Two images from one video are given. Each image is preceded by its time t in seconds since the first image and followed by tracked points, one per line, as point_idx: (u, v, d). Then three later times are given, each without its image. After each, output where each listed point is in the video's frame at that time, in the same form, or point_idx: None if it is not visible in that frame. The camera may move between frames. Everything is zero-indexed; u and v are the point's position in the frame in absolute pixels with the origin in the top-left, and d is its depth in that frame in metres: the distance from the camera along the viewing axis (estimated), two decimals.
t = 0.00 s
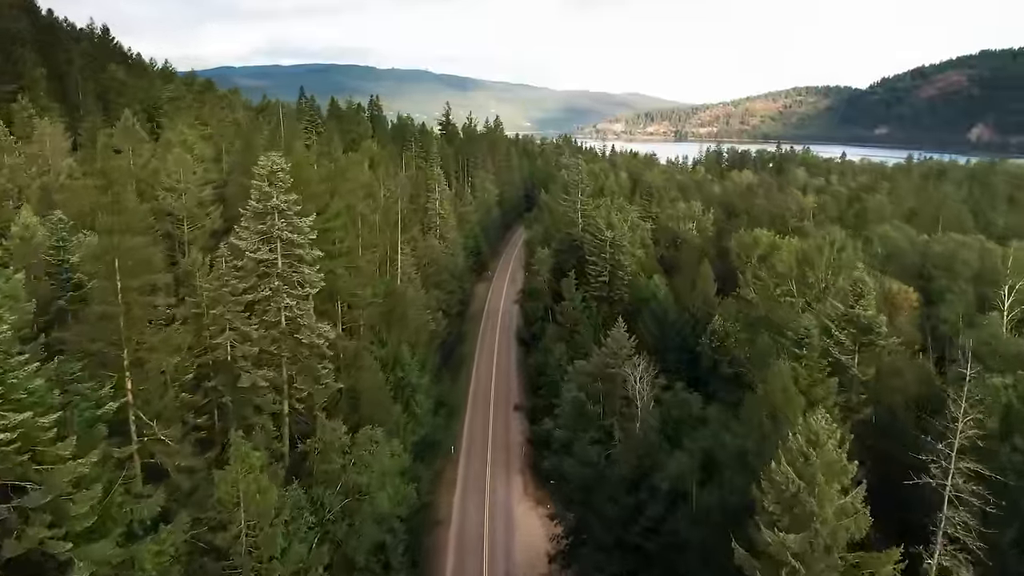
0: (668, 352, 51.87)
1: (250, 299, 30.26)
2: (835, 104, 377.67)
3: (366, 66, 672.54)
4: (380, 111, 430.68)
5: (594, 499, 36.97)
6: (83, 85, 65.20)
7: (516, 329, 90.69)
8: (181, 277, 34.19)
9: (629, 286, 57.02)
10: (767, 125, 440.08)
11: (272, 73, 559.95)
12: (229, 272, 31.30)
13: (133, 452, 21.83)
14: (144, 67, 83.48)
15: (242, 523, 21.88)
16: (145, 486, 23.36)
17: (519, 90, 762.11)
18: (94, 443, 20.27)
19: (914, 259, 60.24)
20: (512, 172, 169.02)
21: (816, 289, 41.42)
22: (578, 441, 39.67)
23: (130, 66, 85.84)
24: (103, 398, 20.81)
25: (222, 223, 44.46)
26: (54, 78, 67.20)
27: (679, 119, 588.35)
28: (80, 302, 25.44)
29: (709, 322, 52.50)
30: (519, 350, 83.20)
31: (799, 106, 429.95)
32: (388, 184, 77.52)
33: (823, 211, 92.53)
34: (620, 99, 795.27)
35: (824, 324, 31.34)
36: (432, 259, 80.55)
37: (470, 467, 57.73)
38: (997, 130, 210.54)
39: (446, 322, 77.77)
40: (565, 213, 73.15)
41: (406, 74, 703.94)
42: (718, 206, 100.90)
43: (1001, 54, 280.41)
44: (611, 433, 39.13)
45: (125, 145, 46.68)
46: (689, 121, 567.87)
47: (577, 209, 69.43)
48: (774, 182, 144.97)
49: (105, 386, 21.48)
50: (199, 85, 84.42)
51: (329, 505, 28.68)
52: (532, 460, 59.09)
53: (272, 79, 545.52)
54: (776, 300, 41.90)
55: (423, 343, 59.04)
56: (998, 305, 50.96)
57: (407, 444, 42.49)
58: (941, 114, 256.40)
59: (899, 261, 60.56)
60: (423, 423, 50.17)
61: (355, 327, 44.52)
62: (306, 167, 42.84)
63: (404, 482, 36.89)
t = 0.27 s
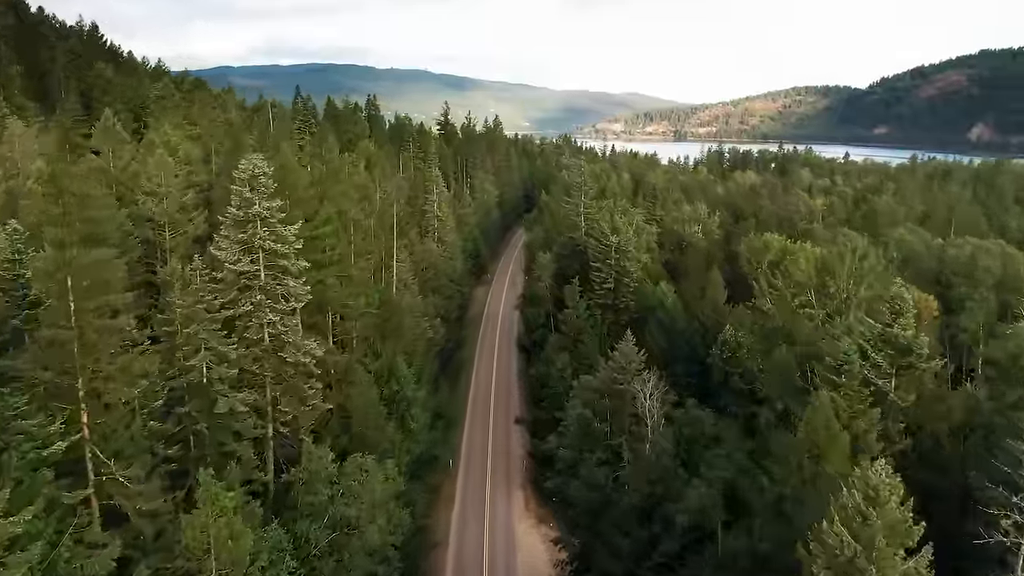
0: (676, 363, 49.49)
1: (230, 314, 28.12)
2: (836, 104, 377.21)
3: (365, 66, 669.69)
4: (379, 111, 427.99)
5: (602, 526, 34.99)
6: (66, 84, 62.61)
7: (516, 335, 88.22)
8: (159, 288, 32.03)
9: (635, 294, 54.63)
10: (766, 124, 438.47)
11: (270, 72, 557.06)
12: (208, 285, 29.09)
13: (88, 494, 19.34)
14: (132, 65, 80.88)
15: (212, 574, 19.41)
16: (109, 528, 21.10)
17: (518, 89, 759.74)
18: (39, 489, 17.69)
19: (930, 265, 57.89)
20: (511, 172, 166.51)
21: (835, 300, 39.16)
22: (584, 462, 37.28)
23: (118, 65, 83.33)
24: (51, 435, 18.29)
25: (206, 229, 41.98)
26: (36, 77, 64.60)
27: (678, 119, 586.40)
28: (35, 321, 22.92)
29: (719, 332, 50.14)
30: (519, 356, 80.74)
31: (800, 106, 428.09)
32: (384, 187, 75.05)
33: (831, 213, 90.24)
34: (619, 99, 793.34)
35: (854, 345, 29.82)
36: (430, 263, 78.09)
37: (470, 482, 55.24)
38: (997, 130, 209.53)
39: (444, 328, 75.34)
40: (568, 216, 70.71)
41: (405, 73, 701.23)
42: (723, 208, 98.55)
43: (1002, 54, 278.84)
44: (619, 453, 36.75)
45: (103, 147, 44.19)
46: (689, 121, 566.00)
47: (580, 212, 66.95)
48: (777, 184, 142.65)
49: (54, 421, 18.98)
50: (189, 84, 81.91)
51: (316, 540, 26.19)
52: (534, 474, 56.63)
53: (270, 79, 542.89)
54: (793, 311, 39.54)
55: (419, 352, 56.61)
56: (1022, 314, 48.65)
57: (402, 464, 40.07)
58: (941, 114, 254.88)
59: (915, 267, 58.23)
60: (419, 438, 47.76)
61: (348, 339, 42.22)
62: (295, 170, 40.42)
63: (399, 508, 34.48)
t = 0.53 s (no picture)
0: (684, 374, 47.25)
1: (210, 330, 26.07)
2: (836, 104, 375.92)
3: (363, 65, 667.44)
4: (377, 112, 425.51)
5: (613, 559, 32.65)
6: (50, 82, 60.41)
7: (516, 340, 86.03)
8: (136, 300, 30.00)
9: (640, 301, 52.56)
10: (765, 124, 436.95)
11: (268, 72, 554.43)
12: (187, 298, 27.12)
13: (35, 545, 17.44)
14: (122, 64, 78.71)
15: None
16: None
17: (517, 89, 758.05)
18: None
19: (946, 270, 55.92)
20: (510, 173, 164.31)
21: (855, 312, 37.12)
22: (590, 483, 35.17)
23: (107, 63, 81.13)
24: None
25: (191, 235, 39.84)
26: (20, 75, 62.43)
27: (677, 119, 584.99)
28: None
29: (729, 341, 48.08)
30: (519, 363, 78.57)
31: (799, 106, 426.71)
32: (380, 189, 72.92)
33: (838, 215, 88.30)
34: (618, 99, 791.96)
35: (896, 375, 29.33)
36: (428, 267, 75.96)
37: (469, 496, 53.03)
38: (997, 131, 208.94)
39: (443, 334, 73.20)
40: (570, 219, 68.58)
41: (404, 73, 698.45)
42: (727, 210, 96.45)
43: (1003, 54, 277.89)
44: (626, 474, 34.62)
45: (84, 148, 42.04)
46: (688, 121, 564.69)
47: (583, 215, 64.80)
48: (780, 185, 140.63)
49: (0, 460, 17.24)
50: (180, 83, 79.73)
51: None
52: (535, 488, 54.41)
53: (268, 79, 540.28)
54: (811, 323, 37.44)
55: (416, 361, 54.50)
56: None
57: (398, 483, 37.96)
58: (940, 114, 253.93)
59: (930, 272, 56.24)
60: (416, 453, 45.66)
61: (341, 351, 40.11)
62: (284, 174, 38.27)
63: (394, 534, 32.32)
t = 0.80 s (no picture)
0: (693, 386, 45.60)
1: (187, 348, 24.02)
2: (836, 104, 374.45)
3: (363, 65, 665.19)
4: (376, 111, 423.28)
5: None
6: (33, 81, 58.29)
7: (517, 346, 84.03)
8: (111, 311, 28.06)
9: (646, 308, 50.56)
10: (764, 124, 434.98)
11: (266, 72, 552.03)
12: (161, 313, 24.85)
13: None
14: (111, 63, 76.61)
15: None
16: None
17: (516, 89, 756.03)
18: None
19: (963, 275, 53.90)
20: (510, 174, 162.23)
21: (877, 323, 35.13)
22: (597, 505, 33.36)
23: (96, 62, 79.02)
24: None
25: (175, 241, 37.77)
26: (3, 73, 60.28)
27: (677, 119, 583.40)
28: None
29: (740, 351, 46.15)
30: (520, 369, 76.56)
31: (800, 106, 425.14)
32: (377, 190, 70.85)
33: (846, 217, 86.41)
34: (618, 99, 789.93)
35: (946, 400, 24.35)
36: (426, 271, 73.93)
37: (468, 510, 50.93)
38: (996, 131, 208.30)
39: (441, 341, 71.20)
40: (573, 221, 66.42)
41: (403, 73, 696.07)
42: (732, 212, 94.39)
43: (1004, 53, 276.45)
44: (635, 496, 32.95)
45: (63, 150, 40.00)
46: (688, 121, 563.05)
47: (586, 218, 62.77)
48: (784, 185, 138.57)
49: None
50: (171, 82, 77.71)
51: None
52: (537, 502, 52.37)
53: (266, 79, 538.04)
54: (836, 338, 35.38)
55: (413, 371, 52.66)
56: None
57: (393, 504, 36.09)
58: (940, 114, 252.77)
59: (946, 277, 54.24)
60: (414, 469, 43.77)
61: (333, 363, 38.08)
62: (271, 177, 36.12)
63: (389, 562, 30.40)
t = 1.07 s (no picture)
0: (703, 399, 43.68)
1: (158, 369, 21.95)
2: (836, 104, 372.71)
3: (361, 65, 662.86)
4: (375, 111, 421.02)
5: None
6: (16, 80, 56.14)
7: (517, 353, 82.06)
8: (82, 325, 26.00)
9: (653, 317, 48.58)
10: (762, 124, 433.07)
11: (264, 72, 549.57)
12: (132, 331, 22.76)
13: None
14: (99, 62, 74.43)
15: None
16: None
17: (515, 89, 753.86)
18: None
19: (981, 281, 51.93)
20: (510, 174, 160.10)
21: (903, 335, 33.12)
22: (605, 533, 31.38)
23: (84, 60, 76.84)
24: None
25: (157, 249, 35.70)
26: None
27: (677, 118, 581.54)
28: None
29: (751, 363, 44.20)
30: (520, 377, 74.56)
31: (800, 106, 423.37)
32: (373, 193, 68.79)
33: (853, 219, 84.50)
34: (617, 98, 787.84)
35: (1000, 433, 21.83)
36: (424, 276, 71.87)
37: (467, 526, 48.88)
38: (996, 130, 206.61)
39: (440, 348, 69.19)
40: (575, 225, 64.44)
41: (402, 73, 693.73)
42: (736, 214, 92.31)
43: (1005, 52, 274.56)
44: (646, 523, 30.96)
45: (39, 153, 37.90)
46: (687, 120, 561.24)
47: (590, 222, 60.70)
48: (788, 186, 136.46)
49: None
50: (162, 81, 75.53)
51: None
52: (539, 518, 50.34)
53: (264, 78, 535.66)
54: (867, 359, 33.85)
55: (411, 382, 50.67)
56: None
57: (388, 528, 34.12)
58: (940, 114, 251.11)
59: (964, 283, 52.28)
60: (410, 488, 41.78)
61: (324, 377, 36.00)
62: (258, 181, 34.13)
63: None
